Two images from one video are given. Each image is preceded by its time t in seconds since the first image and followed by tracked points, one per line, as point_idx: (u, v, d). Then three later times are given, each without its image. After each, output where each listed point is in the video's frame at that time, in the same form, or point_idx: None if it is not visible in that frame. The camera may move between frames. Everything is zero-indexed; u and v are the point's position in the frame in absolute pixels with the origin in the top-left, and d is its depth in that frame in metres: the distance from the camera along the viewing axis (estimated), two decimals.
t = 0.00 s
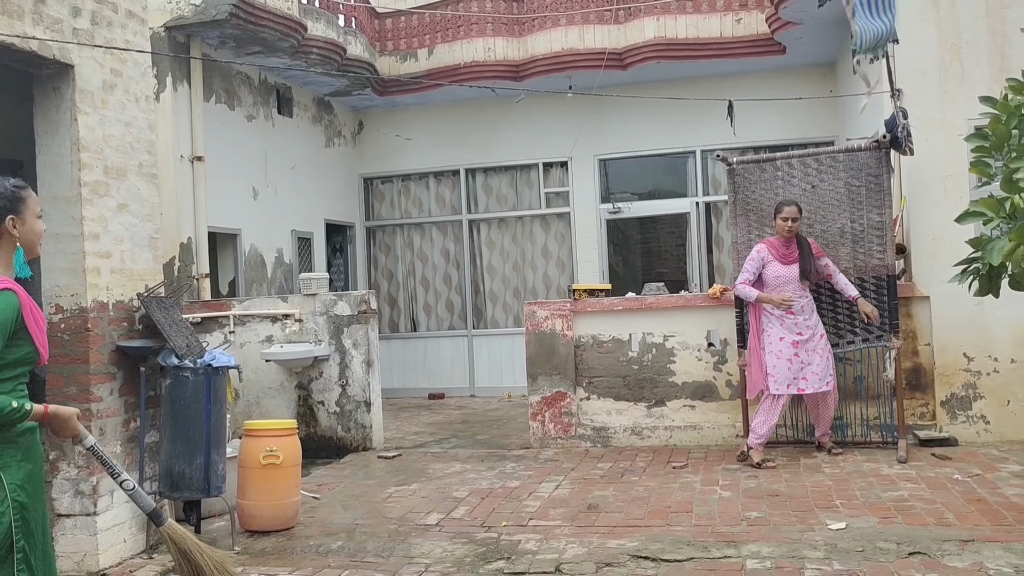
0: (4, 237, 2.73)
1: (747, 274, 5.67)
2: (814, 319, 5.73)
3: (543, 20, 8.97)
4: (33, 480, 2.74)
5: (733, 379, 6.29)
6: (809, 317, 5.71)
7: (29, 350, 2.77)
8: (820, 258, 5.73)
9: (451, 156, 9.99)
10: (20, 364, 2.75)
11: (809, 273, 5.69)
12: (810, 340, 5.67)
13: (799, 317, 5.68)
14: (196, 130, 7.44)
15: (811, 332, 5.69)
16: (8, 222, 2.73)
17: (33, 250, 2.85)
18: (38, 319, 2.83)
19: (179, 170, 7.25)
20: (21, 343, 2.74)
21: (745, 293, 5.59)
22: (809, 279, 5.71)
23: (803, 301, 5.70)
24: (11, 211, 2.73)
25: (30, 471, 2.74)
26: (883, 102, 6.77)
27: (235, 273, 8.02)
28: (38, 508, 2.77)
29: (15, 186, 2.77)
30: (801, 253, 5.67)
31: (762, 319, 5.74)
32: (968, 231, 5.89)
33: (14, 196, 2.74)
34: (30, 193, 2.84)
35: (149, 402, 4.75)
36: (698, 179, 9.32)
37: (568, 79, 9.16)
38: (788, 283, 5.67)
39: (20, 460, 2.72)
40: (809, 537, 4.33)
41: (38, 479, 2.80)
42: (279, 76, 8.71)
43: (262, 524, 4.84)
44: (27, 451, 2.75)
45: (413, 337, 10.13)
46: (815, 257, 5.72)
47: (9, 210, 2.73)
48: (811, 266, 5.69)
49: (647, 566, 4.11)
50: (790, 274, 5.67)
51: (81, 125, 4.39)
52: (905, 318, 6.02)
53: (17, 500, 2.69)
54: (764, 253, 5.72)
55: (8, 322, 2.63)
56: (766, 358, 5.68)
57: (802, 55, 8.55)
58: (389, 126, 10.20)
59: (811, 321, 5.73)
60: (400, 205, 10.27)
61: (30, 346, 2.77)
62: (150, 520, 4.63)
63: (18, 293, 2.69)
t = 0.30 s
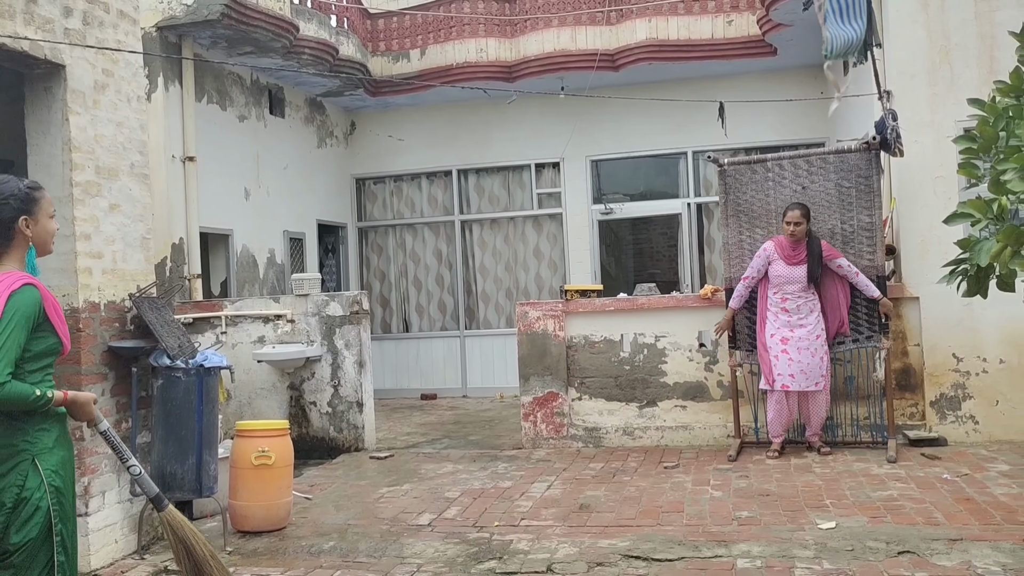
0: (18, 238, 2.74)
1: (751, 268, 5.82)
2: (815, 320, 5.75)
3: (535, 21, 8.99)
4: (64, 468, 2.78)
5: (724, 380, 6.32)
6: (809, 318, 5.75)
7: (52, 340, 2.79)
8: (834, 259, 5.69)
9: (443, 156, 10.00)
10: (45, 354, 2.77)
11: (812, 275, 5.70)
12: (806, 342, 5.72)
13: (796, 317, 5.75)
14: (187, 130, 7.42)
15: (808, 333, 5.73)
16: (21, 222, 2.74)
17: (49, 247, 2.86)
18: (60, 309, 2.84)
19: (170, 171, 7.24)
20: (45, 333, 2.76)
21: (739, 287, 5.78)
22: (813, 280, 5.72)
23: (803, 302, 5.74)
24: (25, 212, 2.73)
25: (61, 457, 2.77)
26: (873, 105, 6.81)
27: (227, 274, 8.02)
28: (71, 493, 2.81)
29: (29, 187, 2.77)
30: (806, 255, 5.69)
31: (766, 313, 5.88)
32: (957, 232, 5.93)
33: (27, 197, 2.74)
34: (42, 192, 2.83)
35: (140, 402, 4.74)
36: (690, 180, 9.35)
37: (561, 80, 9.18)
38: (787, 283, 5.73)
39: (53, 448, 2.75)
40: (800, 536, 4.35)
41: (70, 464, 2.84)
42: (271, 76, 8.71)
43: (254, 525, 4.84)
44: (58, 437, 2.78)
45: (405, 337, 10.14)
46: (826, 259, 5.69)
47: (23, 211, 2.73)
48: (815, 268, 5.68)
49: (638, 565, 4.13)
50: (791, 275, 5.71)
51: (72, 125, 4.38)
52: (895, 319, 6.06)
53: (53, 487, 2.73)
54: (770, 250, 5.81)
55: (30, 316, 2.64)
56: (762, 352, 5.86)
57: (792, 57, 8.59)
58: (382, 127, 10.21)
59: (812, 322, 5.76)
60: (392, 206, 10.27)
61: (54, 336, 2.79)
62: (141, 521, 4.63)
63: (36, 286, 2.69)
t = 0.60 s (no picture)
0: (30, 238, 2.76)
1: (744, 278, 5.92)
2: (806, 330, 5.78)
3: (527, 22, 9.02)
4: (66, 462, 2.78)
5: (715, 379, 6.34)
6: (799, 328, 5.79)
7: (54, 336, 2.80)
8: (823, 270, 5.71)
9: (435, 157, 10.02)
10: (46, 350, 2.78)
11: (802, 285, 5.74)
12: (795, 350, 5.76)
13: (787, 326, 5.80)
14: (178, 130, 7.42)
15: (798, 342, 5.77)
16: (33, 222, 2.76)
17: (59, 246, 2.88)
18: (62, 305, 2.84)
19: (161, 170, 7.24)
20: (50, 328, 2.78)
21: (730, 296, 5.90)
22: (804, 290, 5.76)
23: (793, 311, 5.78)
24: (37, 212, 2.76)
25: (63, 449, 2.78)
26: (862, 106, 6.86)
27: (219, 274, 8.02)
28: (76, 483, 2.81)
29: (41, 188, 2.79)
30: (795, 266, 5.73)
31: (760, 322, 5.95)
32: (945, 233, 5.98)
33: (39, 199, 2.76)
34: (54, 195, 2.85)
35: (131, 402, 4.72)
36: (681, 180, 9.39)
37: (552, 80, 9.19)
38: (778, 293, 5.80)
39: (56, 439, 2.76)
40: (789, 534, 4.38)
41: (75, 455, 2.84)
42: (263, 76, 8.71)
43: (244, 525, 4.83)
44: (59, 429, 2.78)
45: (397, 337, 10.15)
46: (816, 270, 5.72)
47: (35, 211, 2.76)
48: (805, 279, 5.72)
49: (628, 563, 4.15)
50: (781, 286, 5.78)
51: (63, 124, 4.39)
52: (884, 319, 6.09)
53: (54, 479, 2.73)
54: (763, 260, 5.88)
55: (27, 311, 2.64)
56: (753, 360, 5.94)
57: (783, 58, 8.63)
58: (374, 127, 10.22)
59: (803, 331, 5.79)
60: (384, 206, 10.28)
61: (55, 332, 2.80)
62: (132, 520, 4.63)
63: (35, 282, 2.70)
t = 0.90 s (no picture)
0: None
1: (727, 276, 5.93)
2: (794, 324, 5.82)
3: (512, 23, 9.03)
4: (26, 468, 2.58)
5: (698, 379, 6.37)
6: (787, 322, 5.83)
7: (19, 336, 2.63)
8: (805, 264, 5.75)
9: (420, 158, 10.02)
10: (11, 351, 2.63)
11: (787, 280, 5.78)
12: (785, 345, 5.80)
13: (774, 321, 5.84)
14: (162, 130, 7.40)
15: (787, 337, 5.81)
16: None
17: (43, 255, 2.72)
18: (34, 307, 2.68)
19: (145, 170, 7.22)
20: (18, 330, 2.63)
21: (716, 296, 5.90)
22: (789, 285, 5.80)
23: (780, 307, 5.82)
24: None
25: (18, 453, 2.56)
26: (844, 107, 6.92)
27: (203, 274, 8.00)
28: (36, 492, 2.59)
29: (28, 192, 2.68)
30: (778, 262, 5.76)
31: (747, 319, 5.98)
32: (925, 233, 6.03)
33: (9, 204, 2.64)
34: (36, 205, 2.68)
35: (113, 403, 4.70)
36: (665, 181, 9.43)
37: (537, 81, 9.21)
38: (763, 289, 5.83)
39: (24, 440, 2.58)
40: (771, 533, 4.40)
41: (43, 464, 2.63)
42: (247, 76, 8.69)
43: (228, 525, 4.81)
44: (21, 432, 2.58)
45: (383, 338, 10.14)
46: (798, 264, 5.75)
47: None
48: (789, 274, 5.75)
49: (611, 562, 4.16)
50: (766, 281, 5.81)
51: (45, 124, 4.37)
52: (866, 318, 6.14)
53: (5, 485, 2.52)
54: (745, 258, 5.90)
55: None
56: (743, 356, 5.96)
57: (766, 59, 8.69)
58: (359, 127, 10.21)
59: (790, 325, 5.83)
60: (369, 206, 10.28)
61: (21, 333, 2.64)
62: (114, 522, 4.61)
63: None
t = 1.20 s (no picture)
0: None
1: (705, 271, 5.94)
2: (770, 321, 5.83)
3: (495, 24, 9.03)
4: None
5: (681, 380, 6.39)
6: (764, 319, 5.84)
7: None
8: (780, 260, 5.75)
9: (404, 159, 10.01)
10: None
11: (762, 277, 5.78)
12: (761, 343, 5.82)
13: (750, 317, 5.85)
14: (143, 129, 7.36)
15: (763, 334, 5.83)
16: None
17: None
18: None
19: (126, 170, 7.17)
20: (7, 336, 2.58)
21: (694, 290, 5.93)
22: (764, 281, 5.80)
23: (756, 303, 5.83)
24: None
25: None
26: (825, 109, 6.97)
27: (184, 275, 7.96)
28: None
29: None
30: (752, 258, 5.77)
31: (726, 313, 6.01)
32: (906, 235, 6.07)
33: None
34: None
35: (92, 405, 4.67)
36: (648, 183, 9.47)
37: (521, 82, 9.22)
38: (740, 285, 5.84)
39: None
40: (753, 533, 4.42)
41: None
42: (229, 76, 8.65)
43: (209, 527, 4.79)
44: None
45: (366, 339, 10.11)
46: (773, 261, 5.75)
47: None
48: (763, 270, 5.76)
49: (594, 563, 4.17)
50: (742, 278, 5.82)
51: (24, 123, 4.33)
52: (848, 319, 6.18)
53: None
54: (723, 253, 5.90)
55: None
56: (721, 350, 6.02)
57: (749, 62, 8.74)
58: (342, 127, 10.18)
59: (767, 322, 5.85)
60: (353, 207, 10.25)
61: None
62: (94, 524, 4.56)
63: None
